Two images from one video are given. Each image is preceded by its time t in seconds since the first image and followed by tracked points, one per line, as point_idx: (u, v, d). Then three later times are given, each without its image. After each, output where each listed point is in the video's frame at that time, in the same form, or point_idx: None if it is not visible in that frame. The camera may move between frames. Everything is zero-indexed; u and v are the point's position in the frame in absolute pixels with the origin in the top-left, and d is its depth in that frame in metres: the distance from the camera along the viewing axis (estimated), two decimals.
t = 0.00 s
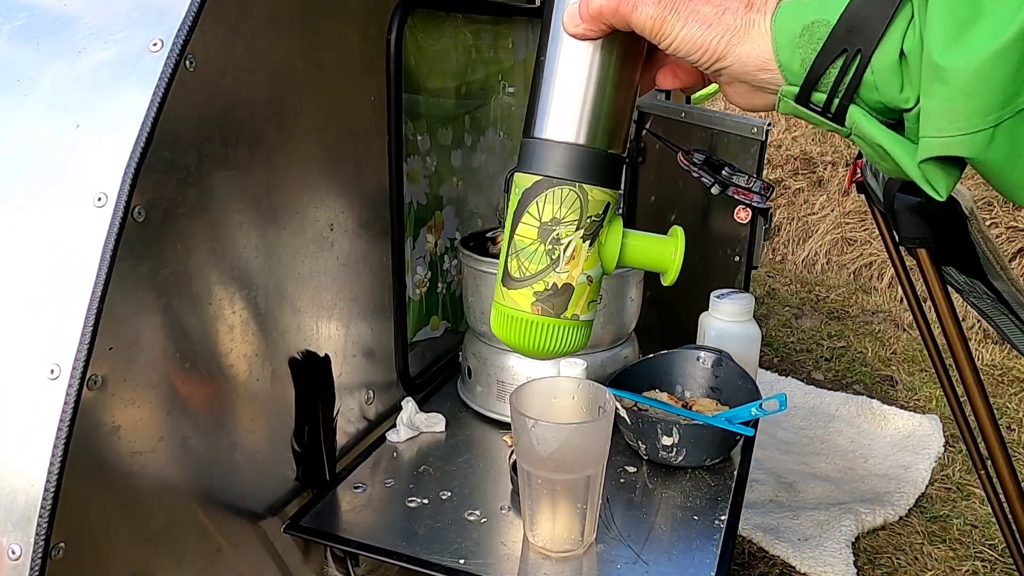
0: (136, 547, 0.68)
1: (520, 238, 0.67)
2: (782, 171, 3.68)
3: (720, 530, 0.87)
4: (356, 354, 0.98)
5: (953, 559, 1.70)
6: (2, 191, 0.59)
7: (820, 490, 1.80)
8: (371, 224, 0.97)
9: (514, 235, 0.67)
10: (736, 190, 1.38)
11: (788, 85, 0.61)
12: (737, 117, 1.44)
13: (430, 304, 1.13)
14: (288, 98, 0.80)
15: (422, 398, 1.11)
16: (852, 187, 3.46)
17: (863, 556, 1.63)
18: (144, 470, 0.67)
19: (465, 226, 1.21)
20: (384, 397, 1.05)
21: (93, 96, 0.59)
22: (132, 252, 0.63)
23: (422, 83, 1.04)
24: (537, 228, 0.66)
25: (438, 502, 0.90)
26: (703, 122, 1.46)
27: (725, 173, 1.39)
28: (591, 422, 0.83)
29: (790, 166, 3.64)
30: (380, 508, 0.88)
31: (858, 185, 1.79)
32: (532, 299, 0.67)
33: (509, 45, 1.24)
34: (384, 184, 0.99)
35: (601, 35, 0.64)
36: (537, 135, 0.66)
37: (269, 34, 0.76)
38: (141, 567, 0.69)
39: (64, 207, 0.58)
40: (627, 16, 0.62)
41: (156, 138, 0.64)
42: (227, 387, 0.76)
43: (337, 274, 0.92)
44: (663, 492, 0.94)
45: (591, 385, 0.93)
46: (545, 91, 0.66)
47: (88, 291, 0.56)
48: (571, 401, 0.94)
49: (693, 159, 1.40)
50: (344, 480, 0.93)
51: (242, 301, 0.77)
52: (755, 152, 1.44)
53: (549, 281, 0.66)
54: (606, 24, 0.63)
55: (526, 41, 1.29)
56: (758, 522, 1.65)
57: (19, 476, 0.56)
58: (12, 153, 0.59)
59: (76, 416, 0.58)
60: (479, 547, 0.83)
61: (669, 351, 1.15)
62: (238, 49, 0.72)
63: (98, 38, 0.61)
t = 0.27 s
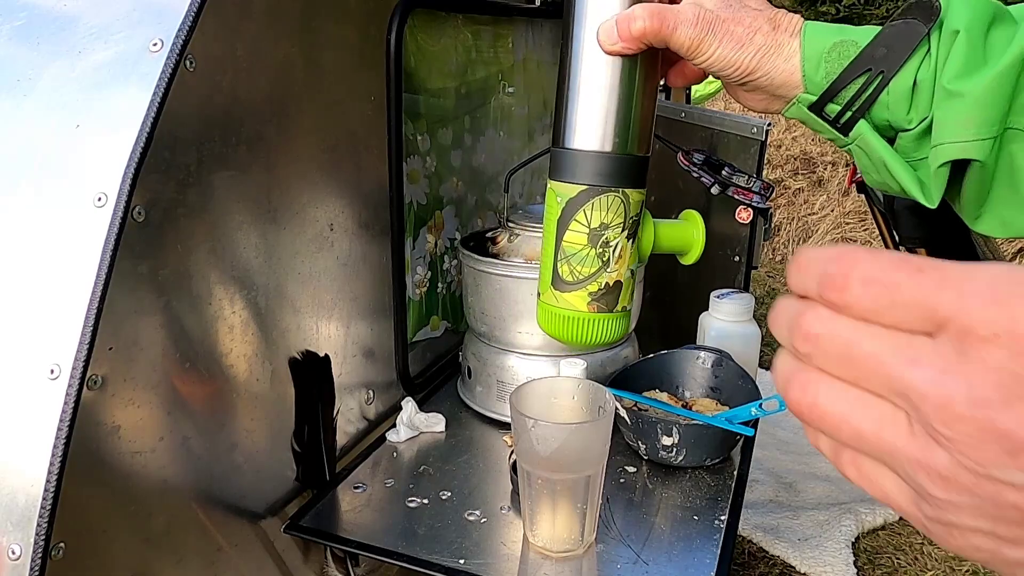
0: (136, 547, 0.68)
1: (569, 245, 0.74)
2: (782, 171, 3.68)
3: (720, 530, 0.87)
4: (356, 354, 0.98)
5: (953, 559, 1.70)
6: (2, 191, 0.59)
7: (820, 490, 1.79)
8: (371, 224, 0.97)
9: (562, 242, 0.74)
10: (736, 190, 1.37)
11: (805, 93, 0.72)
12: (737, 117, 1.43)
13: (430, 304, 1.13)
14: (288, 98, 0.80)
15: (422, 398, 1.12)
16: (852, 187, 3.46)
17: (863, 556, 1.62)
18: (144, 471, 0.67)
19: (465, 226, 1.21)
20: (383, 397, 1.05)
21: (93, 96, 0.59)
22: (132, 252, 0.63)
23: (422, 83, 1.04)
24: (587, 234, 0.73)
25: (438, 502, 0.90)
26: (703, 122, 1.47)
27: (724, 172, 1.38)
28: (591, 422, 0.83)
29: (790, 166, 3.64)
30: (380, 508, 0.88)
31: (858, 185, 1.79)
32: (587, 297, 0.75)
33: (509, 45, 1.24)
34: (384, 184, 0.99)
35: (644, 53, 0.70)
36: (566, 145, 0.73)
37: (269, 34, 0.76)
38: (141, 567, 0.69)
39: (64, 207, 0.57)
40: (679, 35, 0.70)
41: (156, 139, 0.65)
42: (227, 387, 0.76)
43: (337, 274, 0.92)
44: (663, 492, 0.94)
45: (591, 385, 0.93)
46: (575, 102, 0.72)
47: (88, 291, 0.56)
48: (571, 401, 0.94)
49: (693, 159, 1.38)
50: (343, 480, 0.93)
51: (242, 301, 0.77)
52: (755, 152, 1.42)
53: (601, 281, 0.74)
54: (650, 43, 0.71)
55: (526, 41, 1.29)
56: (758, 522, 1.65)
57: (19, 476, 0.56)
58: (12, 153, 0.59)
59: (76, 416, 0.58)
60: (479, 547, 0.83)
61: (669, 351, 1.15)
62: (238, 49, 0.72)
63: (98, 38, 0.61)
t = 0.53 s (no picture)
0: (136, 547, 0.68)
1: (573, 233, 0.71)
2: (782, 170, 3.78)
3: (720, 530, 0.87)
4: (356, 354, 0.98)
5: (953, 559, 1.70)
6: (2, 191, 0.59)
7: (820, 490, 1.80)
8: (371, 225, 0.98)
9: (568, 232, 0.71)
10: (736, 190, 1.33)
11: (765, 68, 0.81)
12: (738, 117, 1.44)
13: (430, 304, 1.13)
14: (288, 98, 0.80)
15: (422, 398, 1.12)
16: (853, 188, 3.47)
17: (863, 556, 1.62)
18: (144, 470, 0.67)
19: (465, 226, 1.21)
20: (383, 398, 1.05)
21: (93, 96, 0.59)
22: (132, 252, 0.63)
23: (422, 83, 1.04)
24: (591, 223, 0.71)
25: (438, 502, 0.90)
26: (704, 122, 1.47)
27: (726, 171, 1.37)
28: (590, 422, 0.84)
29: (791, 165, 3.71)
30: (380, 508, 0.88)
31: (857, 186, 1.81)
32: (594, 280, 0.74)
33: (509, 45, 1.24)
34: (384, 184, 0.99)
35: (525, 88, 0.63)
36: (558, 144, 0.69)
37: (269, 34, 0.76)
38: (141, 567, 0.69)
39: (64, 207, 0.58)
40: (554, 159, 0.63)
41: (156, 138, 0.65)
42: (226, 387, 0.76)
43: (337, 274, 0.92)
44: (663, 492, 0.94)
45: (591, 385, 0.93)
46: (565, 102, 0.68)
47: (88, 291, 0.56)
48: (571, 401, 0.94)
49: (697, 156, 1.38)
50: (344, 480, 0.93)
51: (242, 301, 0.77)
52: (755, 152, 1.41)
53: (607, 265, 0.74)
54: (541, 144, 0.64)
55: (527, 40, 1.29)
56: (758, 522, 1.65)
57: (19, 475, 0.56)
58: (12, 153, 0.59)
59: (76, 416, 0.59)
60: (479, 546, 0.83)
61: (669, 351, 1.15)
62: (238, 48, 0.72)
63: (98, 38, 0.61)
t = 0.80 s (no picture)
0: (136, 547, 0.68)
1: (575, 236, 0.73)
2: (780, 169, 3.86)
3: (720, 530, 0.87)
4: (356, 354, 0.98)
5: (953, 559, 1.70)
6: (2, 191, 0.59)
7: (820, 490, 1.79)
8: (371, 225, 0.98)
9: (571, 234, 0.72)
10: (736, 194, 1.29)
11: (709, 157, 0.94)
12: (737, 117, 1.41)
13: (430, 304, 1.13)
14: (287, 98, 0.80)
15: (422, 398, 1.12)
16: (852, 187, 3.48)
17: (863, 556, 1.62)
18: (144, 470, 0.67)
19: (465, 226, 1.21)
20: (384, 398, 1.05)
21: (93, 96, 0.59)
22: (132, 252, 0.63)
23: (422, 82, 1.04)
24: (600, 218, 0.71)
25: (438, 502, 0.90)
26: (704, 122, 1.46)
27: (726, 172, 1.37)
28: (590, 422, 0.84)
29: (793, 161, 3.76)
30: (380, 508, 0.88)
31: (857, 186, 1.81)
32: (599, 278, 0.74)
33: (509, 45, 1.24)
34: (384, 184, 0.99)
35: (520, 114, 0.64)
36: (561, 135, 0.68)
37: (269, 34, 0.76)
38: (141, 567, 0.69)
39: (64, 207, 0.58)
40: (547, 195, 0.67)
41: (155, 139, 0.65)
42: (227, 387, 0.76)
43: (337, 274, 0.92)
44: (663, 492, 0.94)
45: (591, 385, 0.93)
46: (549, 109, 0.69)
47: (88, 290, 0.56)
48: (571, 401, 0.94)
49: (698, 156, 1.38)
50: (344, 480, 0.93)
51: (242, 301, 0.77)
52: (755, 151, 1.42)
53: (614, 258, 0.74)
54: (535, 165, 0.66)
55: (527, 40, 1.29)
56: (758, 522, 1.65)
57: (18, 475, 0.56)
58: (12, 153, 0.60)
59: (76, 416, 0.59)
60: (479, 547, 0.83)
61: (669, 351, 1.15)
62: (237, 48, 0.72)
63: (98, 38, 0.61)
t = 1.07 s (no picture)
0: (136, 547, 0.68)
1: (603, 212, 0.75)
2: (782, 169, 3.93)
3: (720, 530, 0.87)
4: (356, 354, 0.98)
5: (953, 559, 1.70)
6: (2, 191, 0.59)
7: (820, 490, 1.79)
8: (371, 225, 0.97)
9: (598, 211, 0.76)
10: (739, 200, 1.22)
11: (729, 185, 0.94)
12: (737, 117, 1.44)
13: (430, 304, 1.13)
14: (287, 98, 0.80)
15: (422, 398, 1.12)
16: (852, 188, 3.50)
17: (863, 556, 1.62)
18: (144, 471, 0.67)
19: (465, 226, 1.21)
20: (384, 398, 1.05)
21: (93, 96, 0.59)
22: (132, 252, 0.63)
23: (422, 83, 1.04)
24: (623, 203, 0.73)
25: (438, 502, 0.90)
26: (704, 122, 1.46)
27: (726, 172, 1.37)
28: (590, 422, 0.84)
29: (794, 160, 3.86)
30: (380, 508, 0.88)
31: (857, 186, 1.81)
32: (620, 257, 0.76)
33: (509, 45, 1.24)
34: (384, 184, 0.99)
35: (538, 91, 0.63)
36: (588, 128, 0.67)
37: (269, 34, 0.76)
38: (141, 567, 0.69)
39: (64, 207, 0.58)
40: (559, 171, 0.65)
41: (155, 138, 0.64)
42: (227, 387, 0.76)
43: (337, 274, 0.92)
44: (663, 492, 0.94)
45: (591, 385, 0.93)
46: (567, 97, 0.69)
47: (88, 290, 0.56)
48: (571, 401, 0.94)
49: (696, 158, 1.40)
50: (344, 480, 0.93)
51: (242, 301, 0.77)
52: (755, 152, 1.45)
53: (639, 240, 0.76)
54: (546, 136, 0.64)
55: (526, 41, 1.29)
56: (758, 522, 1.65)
57: (18, 476, 0.56)
58: (12, 153, 0.60)
59: (76, 416, 0.58)
60: (479, 547, 0.83)
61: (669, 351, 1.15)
62: (237, 48, 0.72)
63: (98, 38, 0.61)
